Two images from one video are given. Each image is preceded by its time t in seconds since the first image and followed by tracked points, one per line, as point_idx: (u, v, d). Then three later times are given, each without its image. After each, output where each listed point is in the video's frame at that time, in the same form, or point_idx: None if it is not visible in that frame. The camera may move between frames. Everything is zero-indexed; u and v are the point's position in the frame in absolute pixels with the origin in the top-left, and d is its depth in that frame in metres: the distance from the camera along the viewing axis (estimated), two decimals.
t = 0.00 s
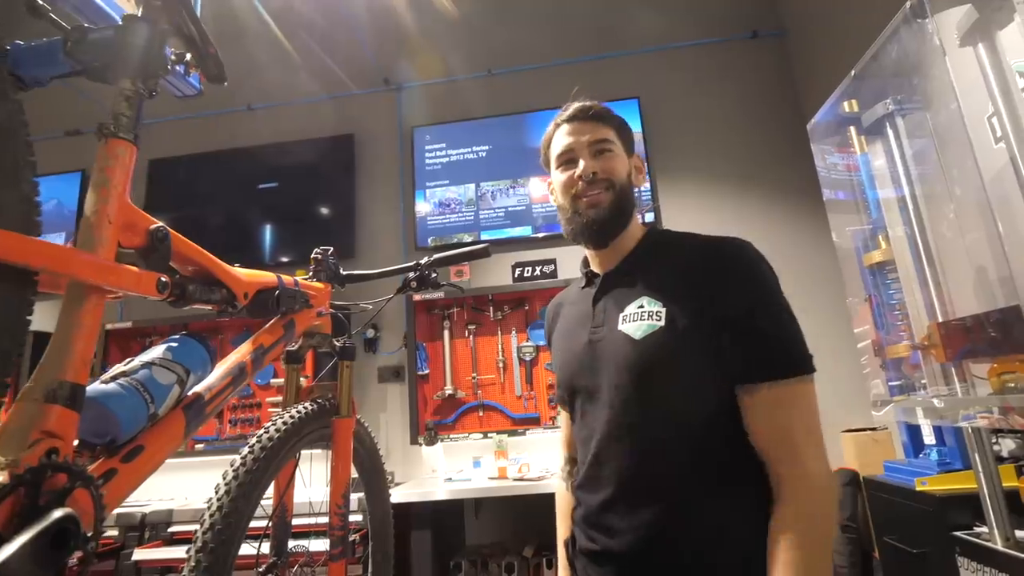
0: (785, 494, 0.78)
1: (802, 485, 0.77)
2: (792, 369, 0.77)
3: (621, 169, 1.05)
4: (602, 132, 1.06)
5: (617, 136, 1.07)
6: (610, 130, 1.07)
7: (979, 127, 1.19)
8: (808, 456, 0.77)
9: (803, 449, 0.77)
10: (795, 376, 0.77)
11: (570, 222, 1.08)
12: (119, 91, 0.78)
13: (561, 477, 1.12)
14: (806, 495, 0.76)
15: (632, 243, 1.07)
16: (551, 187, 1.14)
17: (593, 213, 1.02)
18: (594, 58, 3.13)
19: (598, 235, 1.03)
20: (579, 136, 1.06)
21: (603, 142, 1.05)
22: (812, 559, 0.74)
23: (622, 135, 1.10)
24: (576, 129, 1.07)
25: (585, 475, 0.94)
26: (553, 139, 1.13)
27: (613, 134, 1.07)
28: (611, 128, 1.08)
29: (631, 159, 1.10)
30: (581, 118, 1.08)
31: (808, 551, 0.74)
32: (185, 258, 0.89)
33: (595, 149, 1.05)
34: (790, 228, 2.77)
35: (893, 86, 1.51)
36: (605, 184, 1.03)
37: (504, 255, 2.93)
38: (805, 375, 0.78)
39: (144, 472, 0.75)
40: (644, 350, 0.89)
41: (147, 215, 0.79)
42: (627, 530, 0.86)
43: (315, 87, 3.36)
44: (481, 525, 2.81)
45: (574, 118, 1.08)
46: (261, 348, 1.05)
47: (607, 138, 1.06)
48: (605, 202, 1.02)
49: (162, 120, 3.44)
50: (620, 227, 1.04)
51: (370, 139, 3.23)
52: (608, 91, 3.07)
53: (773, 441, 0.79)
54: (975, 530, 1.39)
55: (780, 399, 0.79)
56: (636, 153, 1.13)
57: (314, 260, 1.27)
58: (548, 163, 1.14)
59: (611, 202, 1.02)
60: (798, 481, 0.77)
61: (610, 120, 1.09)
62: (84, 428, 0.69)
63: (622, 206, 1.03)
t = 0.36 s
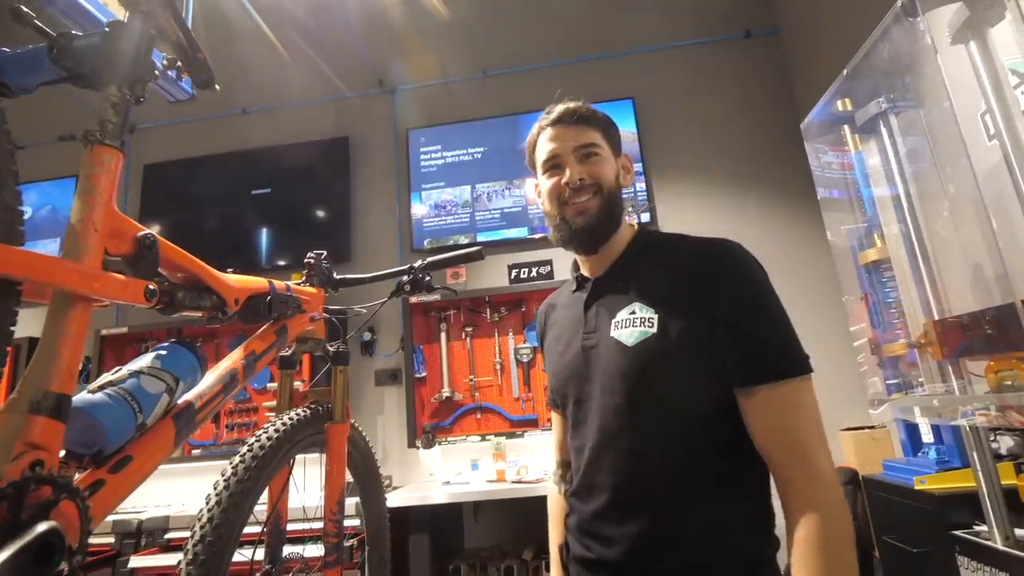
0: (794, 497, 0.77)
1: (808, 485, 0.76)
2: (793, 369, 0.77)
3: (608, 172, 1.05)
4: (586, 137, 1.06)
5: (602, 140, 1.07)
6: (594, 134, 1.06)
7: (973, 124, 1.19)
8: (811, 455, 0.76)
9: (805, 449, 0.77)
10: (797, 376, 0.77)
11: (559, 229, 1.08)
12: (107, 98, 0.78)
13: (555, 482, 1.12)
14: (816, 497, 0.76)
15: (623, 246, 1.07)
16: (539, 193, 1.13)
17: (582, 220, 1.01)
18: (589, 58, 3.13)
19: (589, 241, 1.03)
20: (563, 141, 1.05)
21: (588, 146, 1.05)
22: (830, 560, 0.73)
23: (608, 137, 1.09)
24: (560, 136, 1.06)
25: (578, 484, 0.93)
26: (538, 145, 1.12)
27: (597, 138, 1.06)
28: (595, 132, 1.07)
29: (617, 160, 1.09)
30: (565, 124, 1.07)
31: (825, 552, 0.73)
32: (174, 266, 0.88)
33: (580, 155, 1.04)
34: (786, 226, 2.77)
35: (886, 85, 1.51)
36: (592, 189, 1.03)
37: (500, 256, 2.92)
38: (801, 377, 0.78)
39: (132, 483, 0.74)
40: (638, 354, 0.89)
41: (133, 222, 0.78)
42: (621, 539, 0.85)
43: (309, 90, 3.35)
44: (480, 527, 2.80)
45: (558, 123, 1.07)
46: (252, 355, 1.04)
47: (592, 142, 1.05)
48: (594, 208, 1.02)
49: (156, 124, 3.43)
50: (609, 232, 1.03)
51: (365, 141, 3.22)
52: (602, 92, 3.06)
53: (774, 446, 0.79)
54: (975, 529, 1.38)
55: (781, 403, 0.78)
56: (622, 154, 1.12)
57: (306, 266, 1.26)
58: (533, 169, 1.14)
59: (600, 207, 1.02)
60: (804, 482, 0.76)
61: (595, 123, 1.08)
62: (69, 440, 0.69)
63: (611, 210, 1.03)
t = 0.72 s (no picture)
0: (792, 500, 0.77)
1: (807, 488, 0.76)
2: (793, 368, 0.77)
3: (605, 174, 1.05)
4: (581, 138, 1.05)
5: (597, 141, 1.06)
6: (590, 135, 1.06)
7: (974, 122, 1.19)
8: (810, 459, 0.76)
9: (804, 453, 0.77)
10: (796, 375, 0.77)
11: (557, 232, 1.08)
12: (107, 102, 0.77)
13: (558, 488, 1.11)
14: (816, 499, 0.76)
15: (623, 246, 1.06)
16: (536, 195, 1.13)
17: (580, 223, 1.02)
18: (587, 61, 3.13)
19: (588, 244, 1.03)
20: (559, 144, 1.05)
21: (585, 148, 1.04)
22: (829, 562, 0.73)
23: (605, 138, 1.09)
24: (555, 138, 1.06)
25: (580, 486, 0.93)
26: (534, 148, 1.12)
27: (593, 140, 1.06)
28: (591, 133, 1.07)
29: (614, 161, 1.09)
30: (560, 126, 1.06)
31: (825, 555, 0.74)
32: (176, 270, 0.88)
33: (576, 157, 1.04)
34: (786, 227, 2.77)
35: (887, 84, 1.51)
36: (589, 191, 1.03)
37: (501, 259, 2.92)
38: (802, 376, 0.78)
39: (134, 489, 0.74)
40: (639, 355, 0.89)
41: (135, 227, 0.78)
42: (624, 540, 0.84)
43: (309, 94, 3.36)
44: (483, 531, 2.79)
45: (553, 126, 1.07)
46: (254, 359, 1.04)
47: (588, 143, 1.05)
48: (591, 211, 1.02)
49: (155, 131, 3.44)
50: (608, 233, 1.03)
51: (364, 146, 3.23)
52: (601, 95, 3.07)
53: (775, 447, 0.78)
54: (980, 528, 1.38)
55: (783, 403, 0.78)
56: (619, 153, 1.12)
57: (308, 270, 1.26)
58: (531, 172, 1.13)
59: (598, 210, 1.02)
60: (804, 485, 0.76)
61: (591, 124, 1.08)
62: (72, 446, 0.68)
63: (609, 212, 1.03)
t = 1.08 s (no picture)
0: (801, 495, 0.77)
1: (816, 485, 0.76)
2: (799, 365, 0.76)
3: (611, 169, 1.04)
4: (587, 134, 1.04)
5: (603, 136, 1.05)
6: (596, 130, 1.05)
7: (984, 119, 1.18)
8: (817, 453, 0.76)
9: (812, 447, 0.76)
10: (803, 372, 0.77)
11: (563, 228, 1.07)
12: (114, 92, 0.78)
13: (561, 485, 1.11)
14: (825, 496, 0.75)
15: (630, 242, 1.06)
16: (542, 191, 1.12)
17: (585, 220, 1.01)
18: (592, 58, 3.11)
19: (593, 241, 1.03)
20: (565, 140, 1.04)
21: (591, 144, 1.03)
22: (839, 556, 0.73)
23: (612, 133, 1.07)
24: (561, 134, 1.05)
25: (587, 482, 0.92)
26: (540, 143, 1.11)
27: (599, 135, 1.05)
28: (598, 128, 1.05)
29: (621, 156, 1.08)
30: (566, 121, 1.05)
31: (834, 552, 0.73)
32: (183, 261, 0.88)
33: (582, 154, 1.03)
34: (791, 226, 2.75)
35: (896, 81, 1.49)
36: (594, 188, 1.02)
37: (504, 257, 2.91)
38: (809, 373, 0.78)
39: (141, 481, 0.73)
40: (647, 351, 0.88)
41: (143, 218, 0.78)
42: (631, 536, 0.84)
43: (313, 90, 3.35)
44: (485, 527, 2.79)
45: (559, 122, 1.06)
46: (260, 352, 1.04)
47: (594, 139, 1.04)
48: (597, 208, 1.01)
49: (159, 126, 3.43)
50: (614, 230, 1.03)
51: (368, 142, 3.22)
52: (606, 92, 3.06)
53: (783, 443, 0.78)
54: (986, 528, 1.37)
55: (790, 399, 0.77)
56: (626, 148, 1.10)
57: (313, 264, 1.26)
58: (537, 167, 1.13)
59: (603, 206, 1.01)
60: (812, 480, 0.76)
61: (598, 119, 1.07)
62: (80, 437, 0.68)
63: (615, 209, 1.02)
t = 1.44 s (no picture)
0: (810, 495, 0.76)
1: (826, 485, 0.75)
2: (808, 364, 0.75)
3: (621, 166, 1.02)
4: (598, 130, 1.03)
5: (614, 132, 1.04)
6: (606, 126, 1.03)
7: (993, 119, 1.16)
8: (826, 453, 0.75)
9: (822, 446, 0.75)
10: (811, 372, 0.75)
11: (571, 224, 1.06)
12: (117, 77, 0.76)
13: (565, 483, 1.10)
14: (836, 496, 0.74)
15: (639, 239, 1.05)
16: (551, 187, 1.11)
17: (594, 217, 1.00)
18: (597, 55, 3.10)
19: (602, 238, 1.01)
20: (575, 135, 1.03)
21: (601, 140, 1.02)
22: (848, 557, 0.72)
23: (622, 128, 1.06)
24: (571, 130, 1.03)
25: (592, 479, 0.91)
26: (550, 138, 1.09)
27: (609, 131, 1.03)
28: (608, 123, 1.04)
29: (631, 152, 1.07)
30: (577, 116, 1.04)
31: (843, 553, 0.72)
32: (186, 251, 0.87)
33: (591, 149, 1.02)
34: (795, 227, 2.74)
35: (905, 81, 1.48)
36: (604, 184, 1.01)
37: (507, 254, 2.90)
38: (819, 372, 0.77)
39: (141, 473, 0.72)
40: (654, 348, 0.87)
41: (146, 206, 0.76)
42: (637, 535, 0.83)
43: (316, 84, 3.33)
44: (484, 525, 2.78)
45: (569, 117, 1.04)
46: (263, 344, 1.03)
47: (604, 135, 1.02)
48: (606, 204, 1.00)
49: (161, 118, 3.42)
50: (624, 227, 1.01)
51: (371, 137, 3.21)
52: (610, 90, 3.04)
53: (792, 442, 0.77)
54: (989, 531, 1.36)
55: (799, 398, 0.76)
56: (636, 144, 1.09)
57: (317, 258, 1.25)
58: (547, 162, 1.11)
59: (612, 204, 1.00)
60: (821, 480, 0.75)
61: (608, 115, 1.05)
62: (79, 427, 0.67)
63: (624, 205, 1.01)
